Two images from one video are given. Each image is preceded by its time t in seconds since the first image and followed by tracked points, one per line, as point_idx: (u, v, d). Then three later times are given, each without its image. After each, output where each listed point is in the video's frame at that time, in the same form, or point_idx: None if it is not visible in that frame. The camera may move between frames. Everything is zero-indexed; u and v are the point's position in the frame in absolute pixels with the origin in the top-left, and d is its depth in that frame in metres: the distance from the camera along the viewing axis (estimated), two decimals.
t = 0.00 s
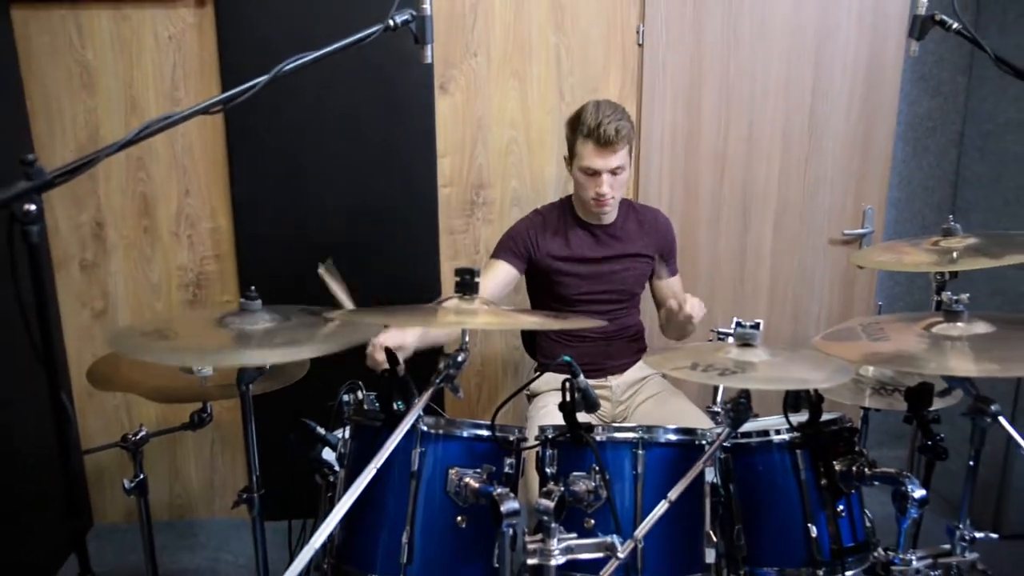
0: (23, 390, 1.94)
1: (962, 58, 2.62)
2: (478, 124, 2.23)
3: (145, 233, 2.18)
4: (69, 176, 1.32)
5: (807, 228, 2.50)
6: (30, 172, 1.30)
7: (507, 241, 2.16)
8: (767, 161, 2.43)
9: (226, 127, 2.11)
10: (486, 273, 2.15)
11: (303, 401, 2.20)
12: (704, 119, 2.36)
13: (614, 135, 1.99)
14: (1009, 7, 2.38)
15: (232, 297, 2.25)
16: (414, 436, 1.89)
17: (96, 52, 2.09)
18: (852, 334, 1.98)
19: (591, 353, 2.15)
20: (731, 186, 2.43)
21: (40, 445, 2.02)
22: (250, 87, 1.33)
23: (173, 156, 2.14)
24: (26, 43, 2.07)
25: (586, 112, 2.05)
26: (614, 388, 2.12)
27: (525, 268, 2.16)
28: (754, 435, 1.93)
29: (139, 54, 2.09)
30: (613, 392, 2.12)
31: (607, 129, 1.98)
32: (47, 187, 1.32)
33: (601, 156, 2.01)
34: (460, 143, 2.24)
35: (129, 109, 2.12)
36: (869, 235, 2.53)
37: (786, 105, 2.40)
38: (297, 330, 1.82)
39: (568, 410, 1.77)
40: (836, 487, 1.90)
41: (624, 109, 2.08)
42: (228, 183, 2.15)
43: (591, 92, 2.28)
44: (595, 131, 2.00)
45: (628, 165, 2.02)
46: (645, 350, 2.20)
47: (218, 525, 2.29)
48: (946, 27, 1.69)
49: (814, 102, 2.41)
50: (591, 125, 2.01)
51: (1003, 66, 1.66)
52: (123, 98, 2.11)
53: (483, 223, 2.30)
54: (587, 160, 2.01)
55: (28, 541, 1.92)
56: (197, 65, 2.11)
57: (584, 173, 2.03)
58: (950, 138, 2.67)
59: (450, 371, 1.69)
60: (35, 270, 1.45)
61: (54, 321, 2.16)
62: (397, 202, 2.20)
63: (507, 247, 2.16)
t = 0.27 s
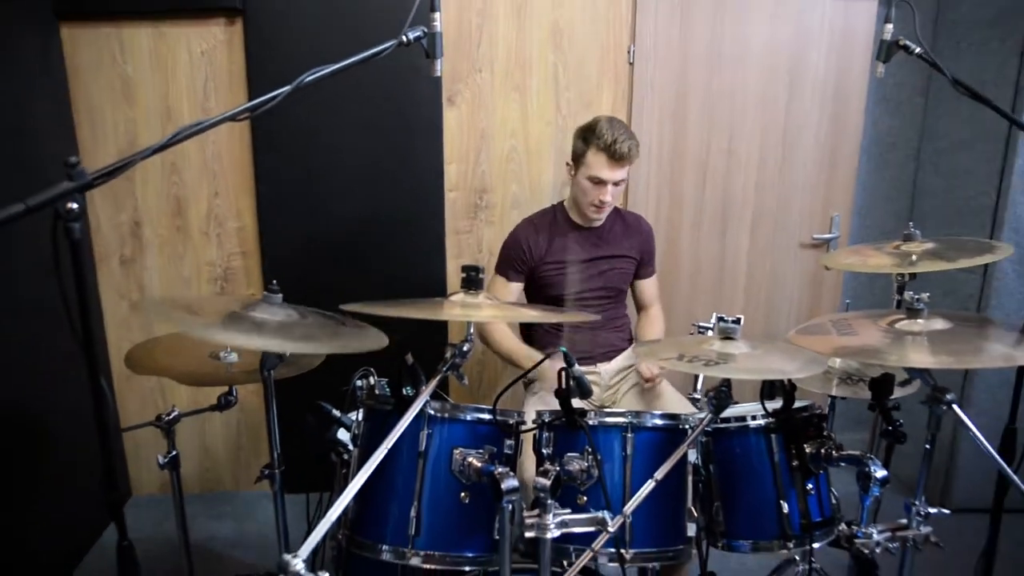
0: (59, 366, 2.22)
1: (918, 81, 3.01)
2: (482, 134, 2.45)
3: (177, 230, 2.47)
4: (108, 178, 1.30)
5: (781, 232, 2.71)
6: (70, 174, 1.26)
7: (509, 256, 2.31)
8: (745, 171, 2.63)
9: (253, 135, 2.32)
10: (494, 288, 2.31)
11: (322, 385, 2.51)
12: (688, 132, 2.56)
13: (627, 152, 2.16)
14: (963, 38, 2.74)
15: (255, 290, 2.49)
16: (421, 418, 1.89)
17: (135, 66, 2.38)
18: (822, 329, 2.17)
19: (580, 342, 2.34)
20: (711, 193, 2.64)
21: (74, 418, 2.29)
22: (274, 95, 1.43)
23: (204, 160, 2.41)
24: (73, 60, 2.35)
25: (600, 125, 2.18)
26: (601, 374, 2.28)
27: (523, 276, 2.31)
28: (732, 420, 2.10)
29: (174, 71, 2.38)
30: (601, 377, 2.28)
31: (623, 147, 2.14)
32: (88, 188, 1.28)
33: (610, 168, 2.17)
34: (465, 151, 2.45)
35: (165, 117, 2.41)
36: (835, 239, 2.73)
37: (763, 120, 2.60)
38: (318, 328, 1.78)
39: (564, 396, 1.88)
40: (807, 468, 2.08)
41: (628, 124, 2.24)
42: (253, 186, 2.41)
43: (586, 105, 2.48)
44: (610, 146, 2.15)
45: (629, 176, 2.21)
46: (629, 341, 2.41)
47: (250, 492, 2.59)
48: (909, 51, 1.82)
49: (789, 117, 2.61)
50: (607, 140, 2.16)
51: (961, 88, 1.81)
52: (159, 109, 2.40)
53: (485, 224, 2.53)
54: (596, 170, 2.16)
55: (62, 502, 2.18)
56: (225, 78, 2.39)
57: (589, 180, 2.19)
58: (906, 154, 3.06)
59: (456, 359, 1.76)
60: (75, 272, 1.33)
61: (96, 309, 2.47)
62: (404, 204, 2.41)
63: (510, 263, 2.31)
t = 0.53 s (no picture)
0: (52, 351, 2.21)
1: (915, 83, 3.04)
2: (481, 128, 2.45)
3: (174, 216, 2.47)
4: (103, 161, 1.22)
5: (776, 231, 2.72)
6: (65, 155, 1.18)
7: (507, 252, 2.29)
8: (742, 169, 2.64)
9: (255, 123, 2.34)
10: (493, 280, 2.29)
11: (317, 372, 2.54)
12: (687, 129, 2.57)
13: (635, 148, 2.16)
14: (959, 41, 2.75)
15: (251, 278, 2.49)
16: (414, 410, 1.79)
17: (136, 51, 2.37)
18: (818, 328, 2.17)
19: (577, 336, 2.34)
20: (708, 191, 2.64)
21: (66, 404, 2.28)
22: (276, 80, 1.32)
23: (203, 147, 2.41)
24: (73, 44, 2.35)
25: (610, 120, 2.18)
26: (597, 368, 2.28)
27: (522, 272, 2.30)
28: (726, 417, 2.08)
29: (175, 57, 2.37)
30: (596, 371, 2.27)
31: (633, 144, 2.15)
32: (81, 172, 1.21)
33: (619, 164, 2.16)
34: (463, 144, 2.46)
35: (164, 103, 2.40)
36: (830, 239, 2.74)
37: (761, 119, 2.60)
38: (315, 310, 1.77)
39: (560, 389, 1.81)
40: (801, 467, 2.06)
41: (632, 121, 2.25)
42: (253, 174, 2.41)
43: (586, 100, 2.48)
44: (620, 142, 2.15)
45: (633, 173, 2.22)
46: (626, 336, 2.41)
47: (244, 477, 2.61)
48: (908, 53, 1.74)
49: (786, 117, 2.62)
50: (617, 135, 2.15)
51: (960, 90, 1.72)
52: (158, 95, 2.39)
53: (482, 217, 2.53)
54: (605, 165, 2.15)
55: (53, 485, 2.18)
56: (226, 64, 2.38)
57: (597, 175, 2.17)
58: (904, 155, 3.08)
59: (451, 351, 1.66)
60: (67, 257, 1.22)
61: (90, 293, 2.47)
62: (401, 195, 2.44)
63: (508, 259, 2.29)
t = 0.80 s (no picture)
0: (44, 331, 2.19)
1: (919, 69, 3.01)
2: (481, 109, 2.42)
3: (170, 197, 2.43)
4: (94, 137, 1.18)
5: (775, 218, 2.69)
6: (55, 130, 1.14)
7: (507, 236, 2.24)
8: (742, 155, 2.61)
9: (250, 102, 2.30)
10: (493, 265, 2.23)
11: (313, 355, 2.52)
12: (688, 113, 2.54)
13: (644, 143, 2.12)
14: (965, 28, 2.69)
15: (247, 259, 2.47)
16: (411, 393, 1.76)
17: (130, 28, 2.33)
18: (819, 314, 2.15)
19: (576, 320, 2.31)
20: (709, 176, 2.61)
21: (57, 385, 2.26)
22: (273, 57, 1.25)
23: (198, 126, 2.38)
24: (66, 19, 2.30)
25: (620, 115, 2.12)
26: (595, 351, 2.26)
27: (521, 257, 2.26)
28: (725, 403, 2.06)
29: (170, 34, 2.33)
30: (594, 354, 2.26)
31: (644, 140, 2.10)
32: (72, 147, 1.16)
33: (628, 160, 2.13)
34: (462, 126, 2.43)
35: (158, 81, 2.36)
36: (830, 226, 2.72)
37: (763, 104, 2.57)
38: (311, 295, 1.74)
39: (558, 374, 1.78)
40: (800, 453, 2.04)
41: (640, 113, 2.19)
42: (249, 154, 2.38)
43: (587, 83, 2.45)
44: (630, 138, 2.11)
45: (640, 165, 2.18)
46: (624, 321, 2.38)
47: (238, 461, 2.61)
48: (915, 38, 1.70)
49: (788, 102, 2.59)
50: (628, 132, 2.10)
51: (968, 76, 1.65)
52: (153, 73, 2.35)
53: (481, 200, 2.51)
54: (614, 160, 2.12)
55: (45, 466, 2.16)
56: (222, 42, 2.35)
57: (604, 168, 2.14)
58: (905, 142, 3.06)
59: (449, 334, 1.63)
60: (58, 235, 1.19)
61: (84, 273, 2.44)
62: (400, 176, 2.41)
63: (509, 243, 2.25)
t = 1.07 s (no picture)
0: (31, 320, 2.16)
1: (917, 57, 2.98)
2: (476, 95, 2.39)
3: (161, 183, 2.40)
4: (82, 119, 1.14)
5: (772, 206, 2.67)
6: (41, 112, 1.10)
7: (506, 224, 2.24)
8: (740, 142, 2.59)
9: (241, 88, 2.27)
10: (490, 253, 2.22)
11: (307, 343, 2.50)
12: (685, 100, 2.51)
13: (636, 136, 2.05)
14: (964, 15, 2.66)
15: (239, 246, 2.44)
16: (405, 381, 1.73)
17: (120, 11, 2.29)
18: (818, 303, 2.14)
19: (573, 311, 2.29)
20: (706, 163, 2.59)
21: (46, 374, 2.23)
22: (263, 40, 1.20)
23: (190, 112, 2.34)
24: (55, 2, 2.26)
25: (608, 108, 2.07)
26: (591, 341, 2.24)
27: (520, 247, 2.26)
28: (722, 392, 2.04)
29: (161, 17, 2.29)
30: (590, 344, 2.24)
31: (633, 133, 2.03)
32: (59, 130, 1.13)
33: (619, 154, 2.07)
34: (457, 112, 2.40)
35: (149, 65, 2.32)
36: (827, 215, 2.70)
37: (761, 91, 2.54)
38: (304, 282, 1.71)
39: (555, 362, 1.76)
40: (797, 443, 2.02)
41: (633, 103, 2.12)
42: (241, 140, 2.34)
43: (584, 69, 2.42)
44: (618, 132, 2.04)
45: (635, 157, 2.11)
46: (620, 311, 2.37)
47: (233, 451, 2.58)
48: (917, 23, 1.65)
49: (786, 89, 2.56)
50: (616, 126, 2.04)
51: (968, 62, 1.59)
52: (143, 56, 2.31)
53: (476, 187, 2.48)
54: (604, 155, 2.07)
55: (34, 456, 2.13)
56: (214, 25, 2.31)
57: (596, 163, 2.10)
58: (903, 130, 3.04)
59: (443, 322, 1.60)
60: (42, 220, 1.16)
61: (74, 261, 2.41)
62: (394, 163, 2.38)
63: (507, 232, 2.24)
